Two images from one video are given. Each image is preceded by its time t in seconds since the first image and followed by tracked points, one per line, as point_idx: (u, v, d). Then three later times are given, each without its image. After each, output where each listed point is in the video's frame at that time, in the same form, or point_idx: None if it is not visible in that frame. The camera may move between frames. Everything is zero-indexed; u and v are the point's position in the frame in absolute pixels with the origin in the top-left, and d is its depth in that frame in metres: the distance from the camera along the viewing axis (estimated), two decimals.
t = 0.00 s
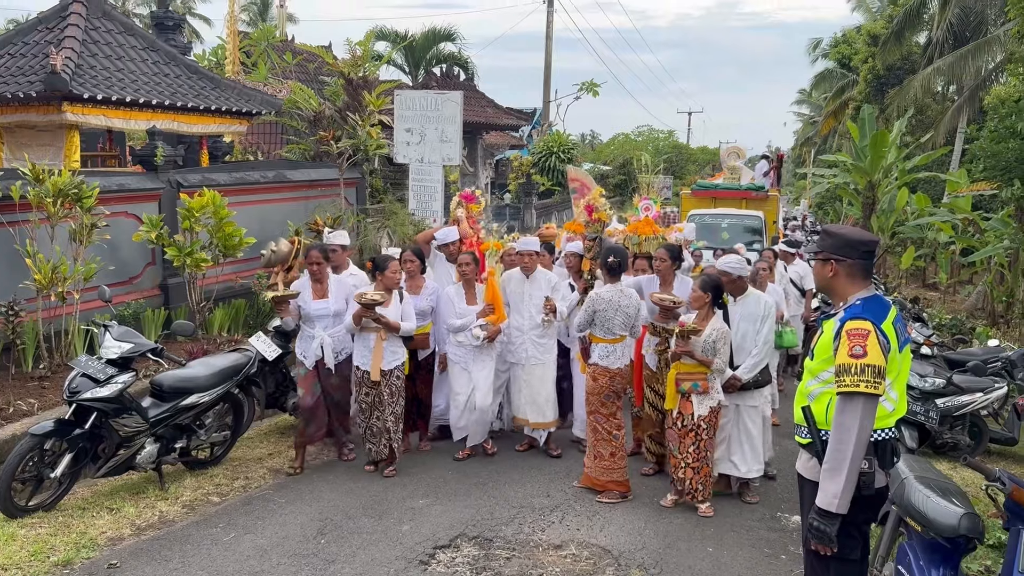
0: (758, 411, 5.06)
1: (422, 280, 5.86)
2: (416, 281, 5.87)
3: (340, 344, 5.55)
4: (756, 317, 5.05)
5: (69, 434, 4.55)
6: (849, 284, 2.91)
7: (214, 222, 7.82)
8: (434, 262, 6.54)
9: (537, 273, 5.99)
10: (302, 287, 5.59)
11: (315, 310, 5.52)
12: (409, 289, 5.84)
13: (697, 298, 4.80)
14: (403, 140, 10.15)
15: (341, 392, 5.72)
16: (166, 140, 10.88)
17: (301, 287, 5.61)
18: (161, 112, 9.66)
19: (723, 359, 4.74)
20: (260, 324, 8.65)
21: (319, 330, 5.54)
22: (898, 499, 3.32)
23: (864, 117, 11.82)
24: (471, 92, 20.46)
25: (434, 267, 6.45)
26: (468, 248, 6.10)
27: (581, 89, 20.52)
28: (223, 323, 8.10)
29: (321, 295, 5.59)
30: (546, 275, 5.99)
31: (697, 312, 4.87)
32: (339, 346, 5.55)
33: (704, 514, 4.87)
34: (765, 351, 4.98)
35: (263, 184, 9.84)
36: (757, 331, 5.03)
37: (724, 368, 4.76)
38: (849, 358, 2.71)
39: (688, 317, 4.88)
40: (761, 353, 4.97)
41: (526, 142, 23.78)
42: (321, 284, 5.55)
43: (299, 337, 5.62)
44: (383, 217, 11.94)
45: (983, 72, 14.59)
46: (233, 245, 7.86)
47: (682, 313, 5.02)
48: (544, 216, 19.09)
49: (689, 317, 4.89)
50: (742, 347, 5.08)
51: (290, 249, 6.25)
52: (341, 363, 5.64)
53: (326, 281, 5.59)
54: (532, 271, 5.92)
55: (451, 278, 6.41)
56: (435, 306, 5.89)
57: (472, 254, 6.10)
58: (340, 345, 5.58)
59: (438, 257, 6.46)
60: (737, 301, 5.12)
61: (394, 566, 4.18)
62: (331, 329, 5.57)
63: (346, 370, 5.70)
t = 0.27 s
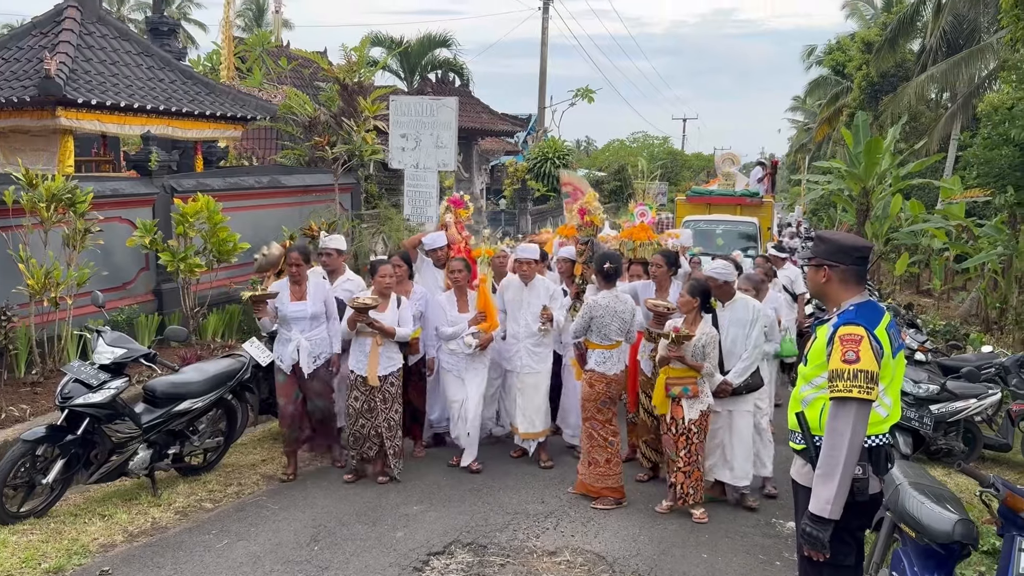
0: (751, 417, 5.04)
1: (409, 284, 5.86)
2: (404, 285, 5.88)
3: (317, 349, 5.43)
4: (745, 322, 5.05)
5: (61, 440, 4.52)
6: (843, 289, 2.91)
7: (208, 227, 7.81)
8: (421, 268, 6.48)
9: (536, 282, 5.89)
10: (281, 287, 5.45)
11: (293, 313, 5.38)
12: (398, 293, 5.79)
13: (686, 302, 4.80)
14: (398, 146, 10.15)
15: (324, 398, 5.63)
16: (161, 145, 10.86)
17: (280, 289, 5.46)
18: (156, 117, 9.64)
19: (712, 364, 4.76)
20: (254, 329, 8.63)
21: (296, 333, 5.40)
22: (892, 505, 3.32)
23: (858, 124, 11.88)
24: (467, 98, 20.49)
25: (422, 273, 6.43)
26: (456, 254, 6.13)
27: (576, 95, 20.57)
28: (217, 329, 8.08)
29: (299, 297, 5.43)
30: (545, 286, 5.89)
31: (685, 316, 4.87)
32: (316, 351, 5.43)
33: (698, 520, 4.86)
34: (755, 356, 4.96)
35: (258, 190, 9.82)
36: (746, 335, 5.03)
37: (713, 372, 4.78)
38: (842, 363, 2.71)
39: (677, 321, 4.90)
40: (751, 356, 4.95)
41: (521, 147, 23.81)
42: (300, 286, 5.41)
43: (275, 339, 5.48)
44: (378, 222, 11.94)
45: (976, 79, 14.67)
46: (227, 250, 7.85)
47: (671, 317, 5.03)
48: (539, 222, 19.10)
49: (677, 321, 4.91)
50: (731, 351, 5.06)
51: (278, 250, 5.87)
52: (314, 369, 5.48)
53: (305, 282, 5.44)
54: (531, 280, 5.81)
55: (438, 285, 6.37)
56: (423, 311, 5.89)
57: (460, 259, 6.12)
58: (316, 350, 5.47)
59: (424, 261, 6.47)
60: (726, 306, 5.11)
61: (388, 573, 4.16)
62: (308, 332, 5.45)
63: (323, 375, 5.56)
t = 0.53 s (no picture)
0: (748, 423, 5.04)
1: (400, 291, 5.76)
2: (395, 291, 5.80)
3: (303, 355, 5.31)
4: (741, 328, 4.96)
5: (52, 446, 4.49)
6: (835, 295, 2.92)
7: (202, 232, 7.79)
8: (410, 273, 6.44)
9: (538, 286, 5.86)
10: (267, 293, 5.33)
11: (279, 320, 5.27)
12: (389, 298, 5.65)
13: (673, 308, 4.82)
14: (393, 152, 10.16)
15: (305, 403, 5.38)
16: (154, 150, 10.83)
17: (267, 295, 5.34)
18: (149, 122, 9.63)
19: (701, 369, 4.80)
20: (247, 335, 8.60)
21: (281, 340, 5.30)
22: (885, 511, 3.32)
23: (851, 131, 11.94)
24: (461, 104, 20.52)
25: (411, 279, 6.36)
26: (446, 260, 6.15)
27: (570, 101, 20.61)
28: (210, 334, 8.05)
29: (285, 304, 5.34)
30: (547, 290, 5.86)
31: (672, 322, 4.93)
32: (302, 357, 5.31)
33: (693, 526, 4.86)
34: (751, 363, 4.94)
35: (252, 195, 9.81)
36: (742, 341, 4.96)
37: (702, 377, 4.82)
38: (835, 369, 2.71)
39: (664, 328, 4.95)
40: (747, 363, 4.94)
41: (516, 154, 23.85)
42: (286, 292, 5.30)
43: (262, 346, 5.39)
44: (372, 228, 11.93)
45: (968, 86, 14.75)
46: (220, 256, 7.82)
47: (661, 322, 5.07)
48: (533, 228, 19.11)
49: (664, 327, 4.95)
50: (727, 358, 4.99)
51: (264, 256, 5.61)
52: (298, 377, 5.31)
53: (291, 289, 5.33)
54: (534, 284, 5.78)
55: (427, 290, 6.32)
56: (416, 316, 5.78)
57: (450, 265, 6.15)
58: (303, 357, 5.33)
59: (413, 267, 6.41)
60: (722, 312, 4.99)
61: None
62: (294, 339, 5.33)
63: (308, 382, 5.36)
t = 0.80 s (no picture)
0: (744, 431, 5.01)
1: (393, 297, 5.80)
2: (387, 297, 5.78)
3: (293, 363, 5.28)
4: (739, 334, 4.95)
5: (43, 452, 4.47)
6: (829, 301, 2.93)
7: (195, 237, 7.76)
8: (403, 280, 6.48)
9: (538, 291, 5.85)
10: (259, 300, 5.33)
11: (269, 327, 5.26)
12: (378, 306, 5.72)
13: (662, 315, 4.79)
14: (387, 157, 10.16)
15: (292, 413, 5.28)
16: (147, 155, 10.80)
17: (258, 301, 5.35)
18: (143, 127, 9.60)
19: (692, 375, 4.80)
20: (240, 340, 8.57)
21: (270, 348, 5.29)
22: (879, 515, 3.33)
23: (844, 137, 12.00)
24: (455, 109, 20.54)
25: (404, 284, 6.41)
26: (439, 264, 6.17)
27: (564, 107, 20.65)
28: (203, 340, 8.02)
29: (276, 312, 5.32)
30: (548, 296, 5.85)
31: (660, 328, 4.88)
32: (291, 365, 5.27)
33: (688, 531, 4.86)
34: (748, 368, 4.88)
35: (245, 200, 9.78)
36: (740, 347, 4.92)
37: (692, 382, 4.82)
38: (828, 375, 2.72)
39: (650, 335, 4.91)
40: (744, 368, 4.87)
41: (510, 159, 23.88)
42: (279, 300, 5.30)
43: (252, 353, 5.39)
44: (366, 233, 11.92)
45: (961, 92, 14.83)
46: (214, 261, 7.80)
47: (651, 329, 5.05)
48: (527, 233, 19.13)
49: (652, 332, 4.93)
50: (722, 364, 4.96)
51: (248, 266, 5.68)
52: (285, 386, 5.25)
53: (285, 296, 5.31)
54: (534, 289, 5.77)
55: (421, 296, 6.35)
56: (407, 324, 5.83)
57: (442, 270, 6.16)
58: (292, 366, 5.29)
59: (405, 272, 6.45)
60: (721, 317, 5.03)
61: None
62: (283, 347, 5.31)
63: (295, 392, 5.29)
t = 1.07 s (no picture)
0: (738, 437, 5.01)
1: (386, 303, 5.80)
2: (381, 304, 5.77)
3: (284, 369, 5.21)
4: (735, 339, 4.95)
5: (35, 458, 4.44)
6: (822, 306, 2.94)
7: (188, 242, 7.75)
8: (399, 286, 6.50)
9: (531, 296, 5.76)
10: (251, 302, 5.27)
11: (260, 331, 5.20)
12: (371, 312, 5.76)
13: (653, 322, 4.85)
14: (381, 162, 10.16)
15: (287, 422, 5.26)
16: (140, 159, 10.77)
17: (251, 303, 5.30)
18: (135, 131, 9.57)
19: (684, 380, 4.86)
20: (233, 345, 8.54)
21: (262, 353, 5.22)
22: (872, 520, 3.34)
23: (837, 142, 12.05)
24: (449, 114, 20.54)
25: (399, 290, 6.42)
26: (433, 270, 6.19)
27: (558, 112, 20.67)
28: (195, 345, 8.00)
29: (269, 316, 5.25)
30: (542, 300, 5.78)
31: (649, 334, 4.94)
32: (282, 372, 5.21)
33: (684, 536, 4.86)
34: (742, 374, 4.90)
35: (238, 204, 9.76)
36: (738, 352, 4.92)
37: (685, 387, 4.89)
38: (821, 379, 2.73)
39: (643, 341, 4.96)
40: (739, 372, 4.89)
41: (503, 164, 23.90)
42: (271, 304, 5.23)
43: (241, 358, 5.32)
44: (359, 237, 11.91)
45: (953, 98, 14.92)
46: (207, 266, 7.78)
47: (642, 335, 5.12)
48: (521, 238, 19.14)
49: (643, 338, 4.98)
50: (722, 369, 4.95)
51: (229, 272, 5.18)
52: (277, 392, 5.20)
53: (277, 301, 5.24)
54: (527, 294, 5.69)
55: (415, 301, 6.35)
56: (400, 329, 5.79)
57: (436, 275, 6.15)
58: (282, 372, 5.22)
59: (400, 278, 6.46)
60: (717, 322, 5.02)
61: None
62: (274, 352, 5.23)
63: (288, 398, 5.24)
